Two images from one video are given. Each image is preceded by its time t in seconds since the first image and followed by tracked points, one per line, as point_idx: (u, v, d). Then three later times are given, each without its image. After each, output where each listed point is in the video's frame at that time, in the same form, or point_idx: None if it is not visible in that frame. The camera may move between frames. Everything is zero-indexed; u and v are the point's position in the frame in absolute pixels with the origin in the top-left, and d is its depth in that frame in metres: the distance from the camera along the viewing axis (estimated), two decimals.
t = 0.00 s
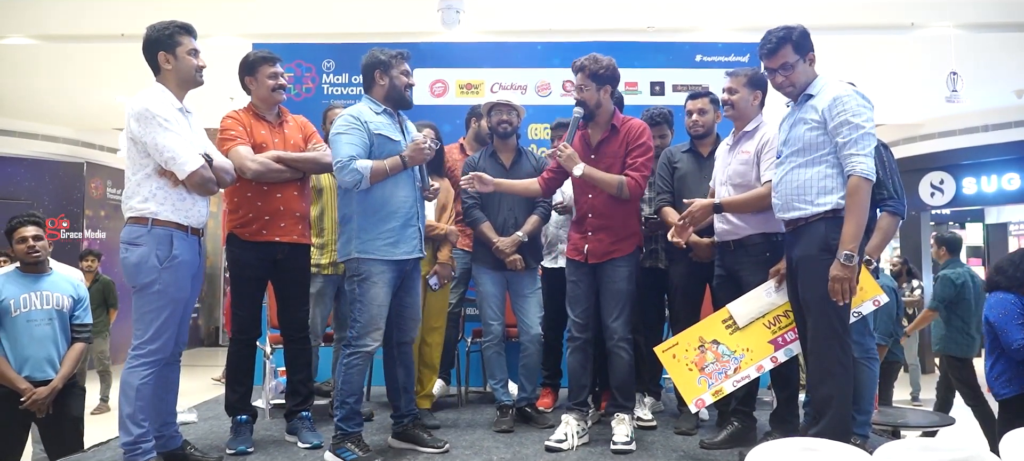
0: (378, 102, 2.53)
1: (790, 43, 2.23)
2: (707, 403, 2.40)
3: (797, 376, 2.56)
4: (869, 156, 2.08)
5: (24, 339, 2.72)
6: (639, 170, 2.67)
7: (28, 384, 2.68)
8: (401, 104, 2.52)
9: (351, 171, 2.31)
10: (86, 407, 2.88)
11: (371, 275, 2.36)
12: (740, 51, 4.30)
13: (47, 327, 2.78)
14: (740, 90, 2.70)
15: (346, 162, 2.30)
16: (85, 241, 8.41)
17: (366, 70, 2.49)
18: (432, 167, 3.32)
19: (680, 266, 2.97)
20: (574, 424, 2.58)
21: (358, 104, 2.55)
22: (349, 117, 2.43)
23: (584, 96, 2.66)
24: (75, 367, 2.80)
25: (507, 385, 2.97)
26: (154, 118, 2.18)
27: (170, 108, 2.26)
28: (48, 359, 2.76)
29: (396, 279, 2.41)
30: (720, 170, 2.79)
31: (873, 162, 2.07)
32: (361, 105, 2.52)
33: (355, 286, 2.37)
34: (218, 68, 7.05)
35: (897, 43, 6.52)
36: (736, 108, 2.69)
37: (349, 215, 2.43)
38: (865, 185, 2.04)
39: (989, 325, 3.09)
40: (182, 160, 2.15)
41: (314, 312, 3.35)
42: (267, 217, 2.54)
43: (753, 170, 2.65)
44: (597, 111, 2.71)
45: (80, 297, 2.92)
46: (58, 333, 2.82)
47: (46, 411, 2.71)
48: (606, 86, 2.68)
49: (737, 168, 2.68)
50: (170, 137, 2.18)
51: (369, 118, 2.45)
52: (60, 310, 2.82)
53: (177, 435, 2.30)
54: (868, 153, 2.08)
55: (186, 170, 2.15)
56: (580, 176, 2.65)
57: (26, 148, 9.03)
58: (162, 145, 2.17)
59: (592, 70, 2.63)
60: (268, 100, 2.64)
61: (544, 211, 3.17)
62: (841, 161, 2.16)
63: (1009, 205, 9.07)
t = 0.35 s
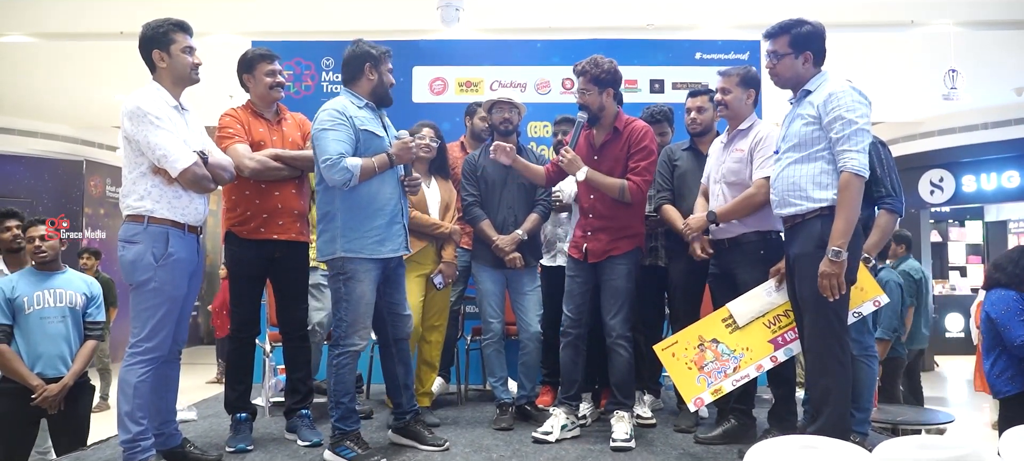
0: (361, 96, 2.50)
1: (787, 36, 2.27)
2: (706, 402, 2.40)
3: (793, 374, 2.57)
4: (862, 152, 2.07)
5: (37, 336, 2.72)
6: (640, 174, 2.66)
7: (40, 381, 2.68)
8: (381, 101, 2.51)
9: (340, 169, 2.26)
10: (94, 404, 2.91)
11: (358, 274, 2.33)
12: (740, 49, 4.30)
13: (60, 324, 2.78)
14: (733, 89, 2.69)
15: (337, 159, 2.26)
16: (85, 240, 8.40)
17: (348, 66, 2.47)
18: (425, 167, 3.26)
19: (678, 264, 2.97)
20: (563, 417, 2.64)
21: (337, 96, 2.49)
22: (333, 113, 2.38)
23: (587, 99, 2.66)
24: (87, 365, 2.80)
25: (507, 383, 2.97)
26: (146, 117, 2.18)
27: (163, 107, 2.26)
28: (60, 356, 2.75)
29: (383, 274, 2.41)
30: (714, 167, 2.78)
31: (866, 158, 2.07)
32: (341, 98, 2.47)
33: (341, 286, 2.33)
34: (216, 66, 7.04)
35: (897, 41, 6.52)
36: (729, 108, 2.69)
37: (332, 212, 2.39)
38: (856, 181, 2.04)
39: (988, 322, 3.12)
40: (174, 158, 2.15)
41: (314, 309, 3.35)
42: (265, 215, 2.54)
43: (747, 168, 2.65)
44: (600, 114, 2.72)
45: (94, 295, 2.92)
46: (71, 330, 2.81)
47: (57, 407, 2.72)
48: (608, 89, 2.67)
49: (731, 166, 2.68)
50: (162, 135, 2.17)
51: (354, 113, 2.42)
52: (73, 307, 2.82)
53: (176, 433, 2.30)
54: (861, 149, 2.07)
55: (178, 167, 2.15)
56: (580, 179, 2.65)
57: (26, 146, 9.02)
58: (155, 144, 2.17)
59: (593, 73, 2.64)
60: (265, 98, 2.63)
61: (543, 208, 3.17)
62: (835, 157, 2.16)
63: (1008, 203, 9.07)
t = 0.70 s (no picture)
0: (359, 94, 2.46)
1: (791, 35, 2.27)
2: (708, 402, 2.40)
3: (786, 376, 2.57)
4: (857, 150, 2.07)
5: (48, 336, 2.73)
6: (625, 167, 2.70)
7: (50, 381, 2.69)
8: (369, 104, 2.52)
9: (356, 163, 2.23)
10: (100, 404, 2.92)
11: (362, 275, 2.32)
12: (742, 49, 4.29)
13: (70, 325, 2.78)
14: (730, 89, 2.68)
15: (353, 151, 2.23)
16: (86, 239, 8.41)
17: (345, 66, 2.43)
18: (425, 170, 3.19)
19: (680, 264, 2.97)
20: (564, 417, 2.65)
21: (335, 92, 2.43)
22: (350, 106, 2.33)
23: (565, 100, 2.67)
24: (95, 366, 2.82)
25: (508, 383, 2.97)
26: (142, 117, 2.18)
27: (161, 107, 2.26)
28: (70, 357, 2.76)
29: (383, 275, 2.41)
30: (712, 164, 2.77)
31: (861, 156, 2.06)
32: (342, 93, 2.42)
33: (345, 289, 2.31)
34: (218, 66, 7.04)
35: (899, 41, 6.50)
36: (727, 108, 2.68)
37: (338, 208, 2.33)
38: (849, 179, 2.04)
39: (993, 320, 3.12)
40: (170, 158, 2.14)
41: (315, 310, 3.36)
42: (266, 215, 2.54)
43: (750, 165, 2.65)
44: (579, 115, 2.74)
45: (104, 296, 2.94)
46: (81, 331, 2.82)
47: (65, 408, 2.74)
48: (588, 91, 2.69)
49: (733, 163, 2.67)
50: (157, 136, 2.17)
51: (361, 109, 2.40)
52: (84, 309, 2.83)
53: (178, 433, 2.31)
54: (856, 147, 2.07)
55: (174, 167, 2.14)
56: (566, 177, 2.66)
57: (27, 145, 9.04)
58: (150, 144, 2.17)
59: (572, 74, 2.65)
60: (267, 98, 2.63)
61: (545, 209, 3.15)
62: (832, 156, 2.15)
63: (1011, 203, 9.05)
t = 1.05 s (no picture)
0: (355, 95, 2.45)
1: (794, 33, 2.27)
2: (709, 402, 2.39)
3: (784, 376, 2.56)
4: (859, 151, 2.06)
5: (48, 335, 2.73)
6: (599, 162, 2.72)
7: (50, 379, 2.69)
8: (368, 104, 2.49)
9: (368, 167, 2.26)
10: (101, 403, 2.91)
11: (365, 273, 2.32)
12: (744, 49, 4.29)
13: (70, 324, 2.78)
14: (736, 89, 2.68)
15: (366, 155, 2.26)
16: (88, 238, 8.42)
17: (338, 65, 2.44)
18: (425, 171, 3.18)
19: (682, 264, 2.97)
20: (565, 416, 2.65)
21: (331, 93, 2.42)
22: (355, 110, 2.34)
23: (537, 106, 2.72)
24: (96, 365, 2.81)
25: (509, 382, 2.97)
26: (145, 116, 2.18)
27: (164, 106, 2.26)
28: (70, 356, 2.75)
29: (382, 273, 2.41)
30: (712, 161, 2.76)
31: (862, 157, 2.06)
32: (338, 94, 2.41)
33: (347, 289, 2.30)
34: (220, 65, 7.05)
35: (901, 40, 6.50)
36: (733, 107, 2.68)
37: (335, 209, 2.32)
38: (851, 180, 2.04)
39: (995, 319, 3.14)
40: (171, 156, 2.14)
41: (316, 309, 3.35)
42: (268, 214, 2.55)
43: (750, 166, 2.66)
44: (551, 121, 2.78)
45: (104, 295, 2.93)
46: (81, 330, 2.82)
47: (66, 406, 2.74)
48: (559, 96, 2.74)
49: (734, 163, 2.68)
50: (159, 135, 2.17)
51: (362, 110, 2.40)
52: (83, 308, 2.82)
53: (179, 432, 2.31)
54: (858, 148, 2.06)
55: (175, 166, 2.14)
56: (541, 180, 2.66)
57: (29, 144, 9.05)
58: (151, 143, 2.17)
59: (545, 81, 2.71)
60: (270, 97, 2.63)
61: (545, 209, 3.15)
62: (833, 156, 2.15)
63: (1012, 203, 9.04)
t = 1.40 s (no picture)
0: (358, 91, 2.46)
1: (792, 32, 2.27)
2: (710, 401, 2.39)
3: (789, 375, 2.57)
4: (858, 152, 2.06)
5: (46, 336, 2.73)
6: (594, 163, 2.73)
7: (48, 379, 2.69)
8: (372, 97, 2.51)
9: (393, 167, 2.31)
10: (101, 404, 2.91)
11: (366, 273, 2.33)
12: (744, 49, 4.29)
13: (67, 324, 2.78)
14: (738, 89, 2.69)
15: (391, 155, 2.31)
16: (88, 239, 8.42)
17: (339, 61, 2.44)
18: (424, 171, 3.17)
19: (682, 264, 2.97)
20: (565, 416, 2.65)
21: (333, 90, 2.41)
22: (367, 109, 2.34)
23: (530, 108, 2.73)
24: (94, 365, 2.81)
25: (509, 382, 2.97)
26: (150, 115, 2.18)
27: (169, 106, 2.26)
28: (68, 356, 2.75)
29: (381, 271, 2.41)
30: (715, 162, 2.77)
31: (862, 158, 2.05)
32: (340, 91, 2.40)
33: (347, 288, 2.30)
34: (220, 65, 7.05)
35: (901, 40, 6.49)
36: (734, 108, 2.69)
37: (341, 210, 2.32)
38: (850, 181, 2.04)
39: (999, 319, 3.12)
40: (176, 156, 2.15)
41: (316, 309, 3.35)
42: (268, 214, 2.55)
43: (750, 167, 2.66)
44: (543, 122, 2.80)
45: (101, 295, 2.93)
46: (79, 330, 2.82)
47: (64, 406, 2.74)
48: (549, 97, 2.75)
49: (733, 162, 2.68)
50: (163, 135, 2.17)
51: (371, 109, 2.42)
52: (80, 308, 2.82)
53: (180, 432, 2.31)
54: (857, 149, 2.06)
55: (179, 166, 2.14)
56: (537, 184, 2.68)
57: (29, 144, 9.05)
58: (156, 143, 2.17)
59: (533, 83, 2.72)
60: (274, 98, 2.63)
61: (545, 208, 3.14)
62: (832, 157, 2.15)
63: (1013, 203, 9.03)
